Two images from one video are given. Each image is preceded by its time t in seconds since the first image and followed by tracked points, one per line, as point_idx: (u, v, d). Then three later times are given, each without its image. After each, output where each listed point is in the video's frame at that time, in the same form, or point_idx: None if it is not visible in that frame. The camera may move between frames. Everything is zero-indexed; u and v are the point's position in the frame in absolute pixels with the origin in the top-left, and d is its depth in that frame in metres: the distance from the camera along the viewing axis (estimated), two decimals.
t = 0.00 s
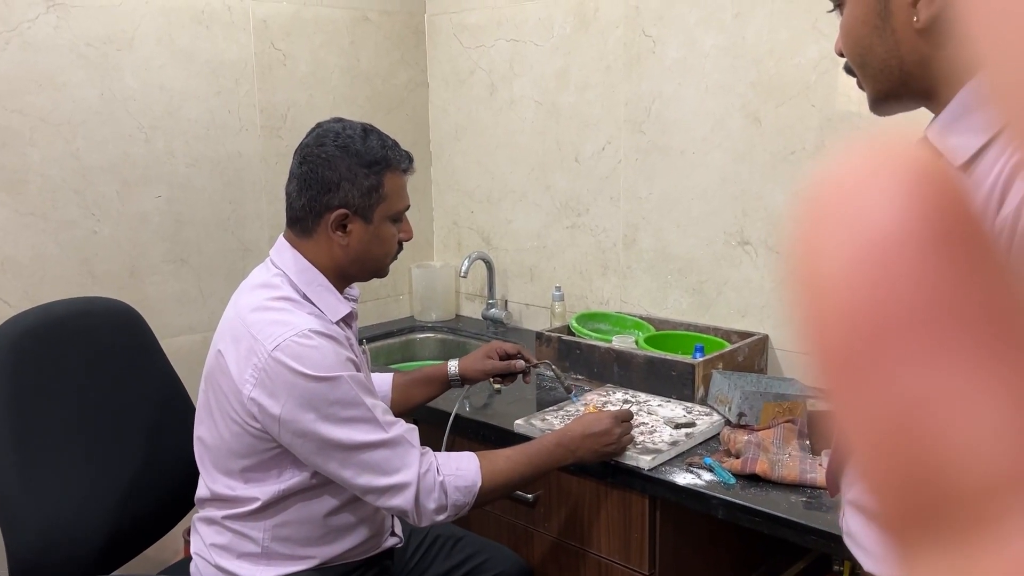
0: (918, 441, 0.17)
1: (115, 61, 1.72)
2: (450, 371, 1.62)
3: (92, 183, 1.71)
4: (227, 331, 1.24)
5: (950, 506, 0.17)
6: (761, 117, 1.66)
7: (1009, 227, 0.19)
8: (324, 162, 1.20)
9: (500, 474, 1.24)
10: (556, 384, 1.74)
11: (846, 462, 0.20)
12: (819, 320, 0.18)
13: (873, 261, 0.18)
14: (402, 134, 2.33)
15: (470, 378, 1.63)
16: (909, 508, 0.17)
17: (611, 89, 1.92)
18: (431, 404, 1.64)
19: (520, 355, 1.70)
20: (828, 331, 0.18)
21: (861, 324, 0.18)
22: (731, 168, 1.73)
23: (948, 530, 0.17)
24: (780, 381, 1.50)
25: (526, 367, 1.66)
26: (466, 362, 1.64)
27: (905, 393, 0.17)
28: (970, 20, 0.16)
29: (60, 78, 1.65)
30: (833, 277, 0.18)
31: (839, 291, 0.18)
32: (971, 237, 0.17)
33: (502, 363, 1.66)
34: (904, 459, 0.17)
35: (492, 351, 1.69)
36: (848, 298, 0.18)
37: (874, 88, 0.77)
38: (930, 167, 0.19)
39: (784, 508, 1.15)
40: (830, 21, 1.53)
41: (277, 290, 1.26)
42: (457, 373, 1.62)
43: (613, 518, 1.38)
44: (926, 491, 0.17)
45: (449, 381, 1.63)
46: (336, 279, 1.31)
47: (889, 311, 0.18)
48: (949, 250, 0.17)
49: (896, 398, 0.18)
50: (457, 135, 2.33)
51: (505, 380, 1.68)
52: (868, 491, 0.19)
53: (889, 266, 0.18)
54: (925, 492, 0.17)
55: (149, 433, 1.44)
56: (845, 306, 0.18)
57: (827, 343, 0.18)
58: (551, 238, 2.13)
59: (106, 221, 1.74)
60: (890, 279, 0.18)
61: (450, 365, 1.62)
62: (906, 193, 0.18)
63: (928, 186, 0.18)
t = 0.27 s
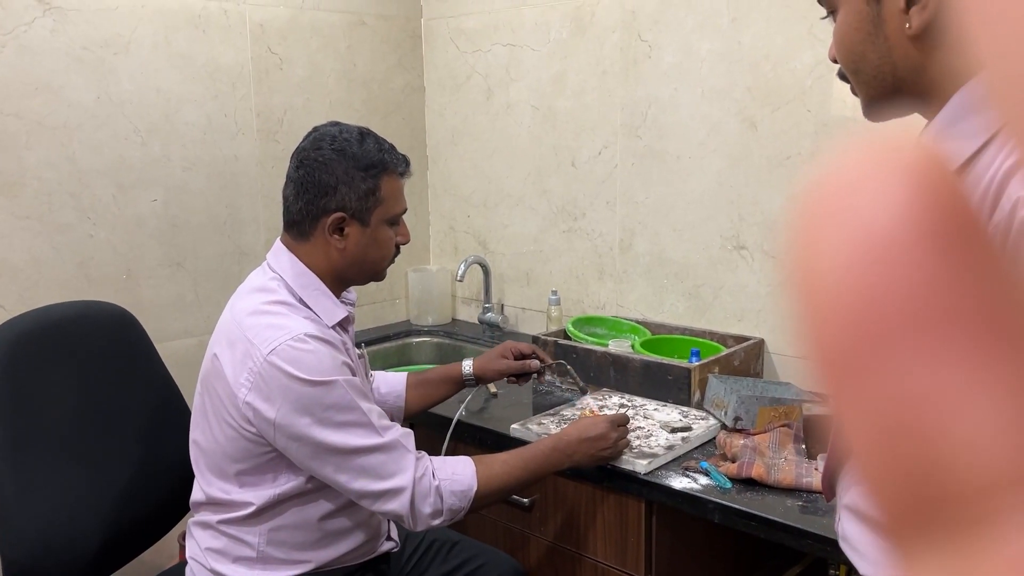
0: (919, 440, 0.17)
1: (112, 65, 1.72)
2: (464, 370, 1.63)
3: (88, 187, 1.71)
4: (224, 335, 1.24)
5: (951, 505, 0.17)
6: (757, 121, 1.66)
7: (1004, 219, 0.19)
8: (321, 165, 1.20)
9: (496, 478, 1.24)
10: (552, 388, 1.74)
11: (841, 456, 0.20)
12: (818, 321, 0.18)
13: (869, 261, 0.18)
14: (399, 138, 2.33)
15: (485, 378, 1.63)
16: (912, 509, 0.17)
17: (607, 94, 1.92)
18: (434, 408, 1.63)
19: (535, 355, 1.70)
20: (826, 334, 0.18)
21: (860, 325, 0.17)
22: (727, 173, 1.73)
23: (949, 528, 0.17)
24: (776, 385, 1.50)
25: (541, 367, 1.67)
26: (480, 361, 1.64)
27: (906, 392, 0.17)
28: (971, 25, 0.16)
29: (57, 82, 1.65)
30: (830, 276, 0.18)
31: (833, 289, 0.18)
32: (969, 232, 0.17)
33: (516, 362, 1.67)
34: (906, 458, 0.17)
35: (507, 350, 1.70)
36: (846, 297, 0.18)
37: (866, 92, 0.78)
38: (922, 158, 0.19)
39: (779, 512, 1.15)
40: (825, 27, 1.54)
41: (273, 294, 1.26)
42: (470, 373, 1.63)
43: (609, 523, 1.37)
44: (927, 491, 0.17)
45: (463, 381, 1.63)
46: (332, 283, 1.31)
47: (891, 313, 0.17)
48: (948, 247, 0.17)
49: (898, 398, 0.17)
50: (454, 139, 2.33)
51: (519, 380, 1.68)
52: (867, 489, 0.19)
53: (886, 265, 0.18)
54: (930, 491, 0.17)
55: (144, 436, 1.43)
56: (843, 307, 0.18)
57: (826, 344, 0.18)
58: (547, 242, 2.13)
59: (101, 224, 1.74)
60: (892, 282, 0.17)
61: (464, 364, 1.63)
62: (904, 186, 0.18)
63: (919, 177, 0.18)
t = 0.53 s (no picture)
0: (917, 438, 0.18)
1: (106, 68, 1.71)
2: (462, 376, 1.62)
3: (81, 191, 1.70)
4: (218, 339, 1.24)
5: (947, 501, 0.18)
6: (751, 127, 1.67)
7: (998, 226, 0.20)
8: (318, 170, 1.20)
9: (491, 484, 1.24)
10: (547, 393, 1.74)
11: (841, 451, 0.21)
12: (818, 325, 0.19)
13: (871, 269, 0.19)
14: (393, 142, 2.33)
15: (482, 382, 1.63)
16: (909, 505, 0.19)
17: (602, 99, 1.93)
18: (428, 414, 1.63)
19: (531, 358, 1.70)
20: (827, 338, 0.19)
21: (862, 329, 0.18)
22: (721, 178, 1.74)
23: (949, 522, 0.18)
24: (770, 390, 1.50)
25: (538, 370, 1.67)
26: (476, 366, 1.64)
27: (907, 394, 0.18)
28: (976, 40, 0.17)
29: (50, 85, 1.64)
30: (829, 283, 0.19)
31: (836, 296, 0.19)
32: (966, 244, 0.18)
33: (513, 366, 1.67)
34: (905, 457, 0.19)
35: (503, 354, 1.70)
36: (847, 302, 0.19)
37: (861, 99, 0.78)
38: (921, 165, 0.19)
39: (773, 517, 1.15)
40: (819, 33, 1.54)
41: (268, 299, 1.26)
42: (468, 378, 1.62)
43: (604, 528, 1.37)
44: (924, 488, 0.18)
45: (461, 386, 1.62)
46: (328, 288, 1.31)
47: (891, 318, 0.18)
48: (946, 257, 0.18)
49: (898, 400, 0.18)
50: (448, 144, 2.33)
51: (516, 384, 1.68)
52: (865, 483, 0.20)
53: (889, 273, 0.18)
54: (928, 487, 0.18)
55: (138, 441, 1.42)
56: (845, 313, 0.19)
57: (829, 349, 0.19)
58: (542, 247, 2.14)
59: (95, 228, 1.73)
60: (890, 286, 0.18)
61: (461, 370, 1.62)
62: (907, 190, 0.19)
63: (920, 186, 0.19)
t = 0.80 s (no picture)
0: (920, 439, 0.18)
1: (100, 72, 1.71)
2: (445, 379, 1.63)
3: (75, 195, 1.70)
4: (211, 344, 1.23)
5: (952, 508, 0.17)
6: (745, 133, 1.68)
7: (997, 229, 0.19)
8: (311, 174, 1.20)
9: (485, 489, 1.24)
10: (541, 398, 1.73)
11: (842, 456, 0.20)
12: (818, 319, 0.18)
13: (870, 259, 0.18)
14: (388, 147, 2.33)
15: (466, 386, 1.64)
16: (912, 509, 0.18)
17: (597, 105, 1.93)
18: (419, 418, 1.63)
19: (515, 362, 1.72)
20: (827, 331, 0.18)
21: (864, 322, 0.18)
22: (716, 184, 1.74)
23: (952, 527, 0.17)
24: (766, 396, 1.50)
25: (521, 374, 1.70)
26: (460, 370, 1.64)
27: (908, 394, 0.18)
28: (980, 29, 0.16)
29: (44, 89, 1.64)
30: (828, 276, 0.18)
31: (835, 289, 0.18)
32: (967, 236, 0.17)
33: (498, 370, 1.68)
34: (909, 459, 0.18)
35: (487, 358, 1.70)
36: (847, 296, 0.18)
37: (854, 103, 0.78)
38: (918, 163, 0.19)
39: (768, 522, 1.15)
40: (813, 39, 1.55)
41: (261, 304, 1.25)
42: (451, 382, 1.63)
43: (598, 534, 1.37)
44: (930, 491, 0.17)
45: (445, 390, 1.63)
46: (321, 292, 1.30)
47: (888, 318, 0.17)
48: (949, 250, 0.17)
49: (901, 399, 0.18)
50: (443, 149, 2.34)
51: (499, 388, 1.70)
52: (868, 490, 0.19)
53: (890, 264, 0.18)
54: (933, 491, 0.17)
55: (131, 445, 1.42)
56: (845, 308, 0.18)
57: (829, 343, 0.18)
58: (537, 252, 2.14)
59: (88, 233, 1.73)
60: (887, 285, 0.18)
61: (445, 373, 1.63)
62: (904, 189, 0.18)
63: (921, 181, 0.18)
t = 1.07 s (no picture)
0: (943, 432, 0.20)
1: (92, 77, 1.71)
2: (439, 385, 1.62)
3: (66, 199, 1.70)
4: (202, 349, 1.23)
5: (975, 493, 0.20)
6: (737, 139, 1.68)
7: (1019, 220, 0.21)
8: (302, 179, 1.20)
9: (478, 494, 1.24)
10: (533, 403, 1.73)
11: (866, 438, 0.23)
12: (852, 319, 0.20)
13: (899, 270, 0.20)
14: (380, 152, 2.33)
15: (459, 392, 1.63)
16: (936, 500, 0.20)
17: (589, 111, 1.94)
18: (409, 422, 1.63)
19: (509, 367, 1.72)
20: (861, 330, 0.20)
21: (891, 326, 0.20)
22: (707, 189, 1.75)
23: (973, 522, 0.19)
24: (757, 401, 1.53)
25: (516, 379, 1.67)
26: (454, 375, 1.64)
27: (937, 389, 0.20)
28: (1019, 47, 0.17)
29: (36, 94, 1.63)
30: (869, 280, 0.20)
31: (872, 291, 0.20)
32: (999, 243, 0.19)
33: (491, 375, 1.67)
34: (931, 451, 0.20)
35: (481, 363, 1.70)
36: (877, 301, 0.20)
37: (844, 109, 0.78)
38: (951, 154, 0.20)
39: (758, 527, 1.16)
40: (804, 46, 1.56)
41: (252, 308, 1.25)
42: (446, 387, 1.62)
43: (590, 538, 1.37)
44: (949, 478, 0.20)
45: (438, 395, 1.62)
46: (312, 296, 1.30)
47: (912, 307, 0.20)
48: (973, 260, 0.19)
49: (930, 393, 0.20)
50: (436, 154, 2.34)
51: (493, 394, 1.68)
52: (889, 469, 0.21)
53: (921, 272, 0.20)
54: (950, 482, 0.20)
55: (121, 450, 1.41)
56: (878, 310, 0.20)
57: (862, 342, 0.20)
58: (529, 257, 2.14)
59: (79, 237, 1.72)
60: (920, 277, 0.20)
61: (440, 378, 1.62)
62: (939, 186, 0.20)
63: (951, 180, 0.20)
